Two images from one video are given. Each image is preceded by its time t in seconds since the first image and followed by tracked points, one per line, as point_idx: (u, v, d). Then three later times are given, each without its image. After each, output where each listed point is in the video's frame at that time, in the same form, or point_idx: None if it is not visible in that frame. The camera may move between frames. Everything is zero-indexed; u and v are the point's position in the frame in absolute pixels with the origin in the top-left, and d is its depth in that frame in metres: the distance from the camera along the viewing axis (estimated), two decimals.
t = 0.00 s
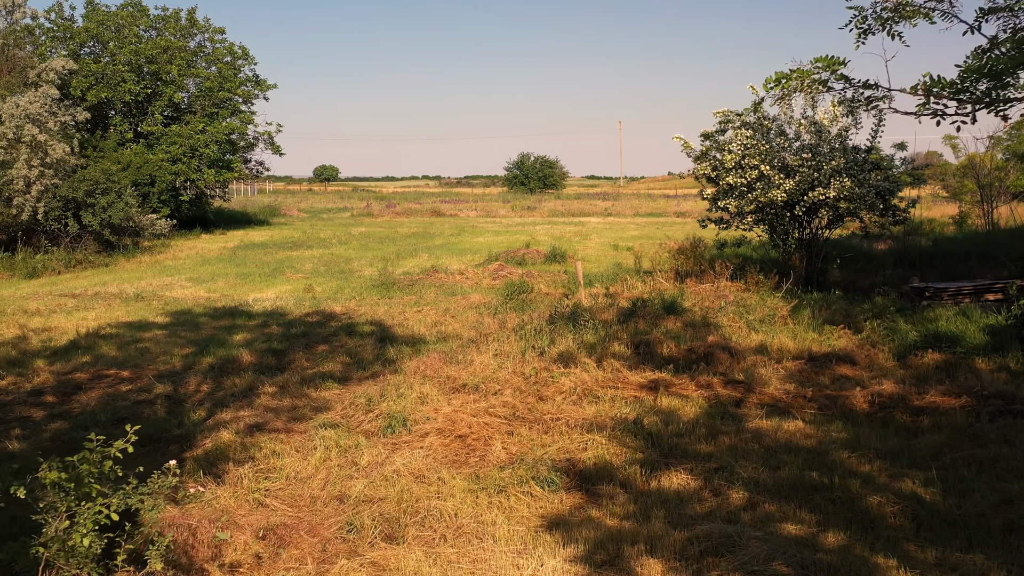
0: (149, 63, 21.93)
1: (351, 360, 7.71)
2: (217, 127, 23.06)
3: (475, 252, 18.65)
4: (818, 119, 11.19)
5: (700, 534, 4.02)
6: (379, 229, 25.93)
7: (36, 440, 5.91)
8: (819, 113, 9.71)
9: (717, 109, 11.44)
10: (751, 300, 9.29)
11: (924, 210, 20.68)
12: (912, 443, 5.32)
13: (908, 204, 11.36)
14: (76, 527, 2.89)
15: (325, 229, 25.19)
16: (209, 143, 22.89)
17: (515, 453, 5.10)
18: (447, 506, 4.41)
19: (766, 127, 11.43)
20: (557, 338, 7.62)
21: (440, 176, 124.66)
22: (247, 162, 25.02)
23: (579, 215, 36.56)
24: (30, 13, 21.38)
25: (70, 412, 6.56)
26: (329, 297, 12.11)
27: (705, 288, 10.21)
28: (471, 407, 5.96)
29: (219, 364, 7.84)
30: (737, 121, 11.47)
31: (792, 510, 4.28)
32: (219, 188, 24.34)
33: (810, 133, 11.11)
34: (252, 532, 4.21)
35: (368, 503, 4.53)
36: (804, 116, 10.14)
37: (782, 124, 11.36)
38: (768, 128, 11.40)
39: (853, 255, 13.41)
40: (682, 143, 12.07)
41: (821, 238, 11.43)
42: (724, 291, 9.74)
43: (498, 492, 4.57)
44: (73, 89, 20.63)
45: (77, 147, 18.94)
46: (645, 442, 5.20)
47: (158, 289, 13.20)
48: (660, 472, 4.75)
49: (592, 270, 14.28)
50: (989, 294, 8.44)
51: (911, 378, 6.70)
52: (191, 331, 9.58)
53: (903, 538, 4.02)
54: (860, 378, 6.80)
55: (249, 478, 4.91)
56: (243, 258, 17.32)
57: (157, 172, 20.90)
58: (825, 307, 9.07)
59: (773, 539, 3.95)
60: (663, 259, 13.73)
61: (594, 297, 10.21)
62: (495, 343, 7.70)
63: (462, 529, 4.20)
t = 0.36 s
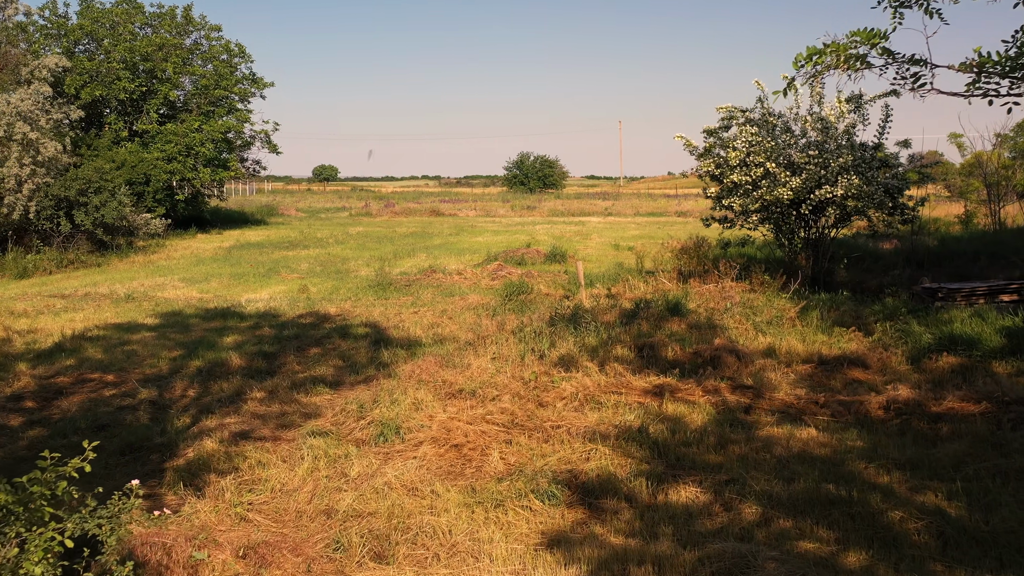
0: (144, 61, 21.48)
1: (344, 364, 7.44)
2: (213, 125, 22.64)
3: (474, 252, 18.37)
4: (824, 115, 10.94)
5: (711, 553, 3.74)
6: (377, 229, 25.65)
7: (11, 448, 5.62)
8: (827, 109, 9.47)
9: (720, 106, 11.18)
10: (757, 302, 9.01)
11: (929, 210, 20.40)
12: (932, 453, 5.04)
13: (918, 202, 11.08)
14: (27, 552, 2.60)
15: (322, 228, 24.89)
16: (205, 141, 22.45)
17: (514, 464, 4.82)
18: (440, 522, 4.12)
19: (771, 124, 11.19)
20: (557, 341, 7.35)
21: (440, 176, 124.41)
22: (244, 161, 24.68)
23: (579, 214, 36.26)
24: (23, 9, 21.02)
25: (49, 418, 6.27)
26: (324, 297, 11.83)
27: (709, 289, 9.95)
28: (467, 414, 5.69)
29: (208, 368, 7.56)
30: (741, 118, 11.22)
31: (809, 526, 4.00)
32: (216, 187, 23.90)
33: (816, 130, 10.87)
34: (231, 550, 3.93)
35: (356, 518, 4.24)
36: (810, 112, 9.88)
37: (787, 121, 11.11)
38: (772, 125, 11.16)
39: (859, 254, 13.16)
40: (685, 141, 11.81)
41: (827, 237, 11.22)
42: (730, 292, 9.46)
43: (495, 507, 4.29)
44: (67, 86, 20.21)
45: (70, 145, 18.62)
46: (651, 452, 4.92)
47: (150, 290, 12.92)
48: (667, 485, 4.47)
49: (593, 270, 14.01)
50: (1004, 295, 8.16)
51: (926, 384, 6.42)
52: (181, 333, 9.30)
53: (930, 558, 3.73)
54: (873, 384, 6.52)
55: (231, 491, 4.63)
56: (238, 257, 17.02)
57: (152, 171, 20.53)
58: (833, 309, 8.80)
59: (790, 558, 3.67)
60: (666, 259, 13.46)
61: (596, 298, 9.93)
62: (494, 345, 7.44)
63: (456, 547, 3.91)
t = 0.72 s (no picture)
0: (138, 59, 20.86)
1: (337, 368, 7.16)
2: (209, 124, 22.02)
3: (472, 252, 18.09)
4: (832, 111, 10.66)
5: None
6: (375, 229, 25.37)
7: None
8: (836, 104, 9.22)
9: (724, 102, 10.91)
10: (764, 304, 8.74)
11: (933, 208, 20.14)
12: (954, 464, 4.76)
13: (927, 200, 10.82)
14: None
15: (319, 228, 24.59)
16: (200, 140, 21.87)
17: (512, 477, 4.54)
18: (433, 541, 3.84)
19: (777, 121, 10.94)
20: (558, 344, 7.07)
21: (439, 175, 124.09)
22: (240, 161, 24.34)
23: (579, 214, 36.00)
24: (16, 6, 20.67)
25: (26, 426, 5.98)
26: (318, 298, 11.55)
27: (714, 290, 9.68)
28: (464, 422, 5.42)
29: (195, 372, 7.27)
30: (747, 114, 10.97)
31: (829, 546, 3.72)
32: (212, 187, 23.32)
33: (823, 126, 10.59)
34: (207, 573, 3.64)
35: (343, 538, 3.96)
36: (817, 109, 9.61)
37: (793, 116, 10.84)
38: (778, 121, 10.88)
39: (865, 254, 12.92)
40: (687, 138, 11.54)
41: (835, 237, 11.01)
42: (735, 293, 9.18)
43: (492, 524, 4.01)
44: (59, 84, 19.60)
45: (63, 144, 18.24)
46: (657, 464, 4.63)
47: (141, 290, 12.63)
48: (675, 500, 4.19)
49: (594, 270, 13.74)
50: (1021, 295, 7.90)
51: (943, 389, 6.16)
52: (170, 335, 9.01)
53: None
54: (887, 390, 6.25)
55: (211, 507, 4.35)
56: (232, 257, 16.71)
57: (147, 170, 20.08)
58: (842, 310, 8.53)
59: None
60: (668, 259, 13.20)
61: (597, 299, 9.66)
62: (492, 349, 7.17)
63: (449, 569, 3.63)
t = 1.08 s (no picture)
0: (132, 56, 20.14)
1: (328, 374, 6.85)
2: (205, 121, 21.21)
3: (471, 252, 17.77)
4: (840, 107, 10.43)
5: None
6: (373, 228, 25.05)
7: None
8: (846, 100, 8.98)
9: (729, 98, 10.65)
10: (773, 306, 8.42)
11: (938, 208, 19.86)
12: (984, 479, 4.45)
13: (939, 198, 10.53)
14: None
15: (317, 228, 24.26)
16: (195, 138, 21.07)
17: (511, 494, 4.23)
18: (425, 568, 3.51)
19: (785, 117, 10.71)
20: (560, 348, 6.76)
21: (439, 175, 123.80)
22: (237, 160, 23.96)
23: (580, 213, 35.69)
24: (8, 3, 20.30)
25: None
26: (312, 300, 11.23)
27: (722, 291, 9.37)
28: (461, 432, 5.11)
29: (179, 377, 6.95)
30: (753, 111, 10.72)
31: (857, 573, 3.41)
32: (208, 185, 22.57)
33: (832, 123, 10.37)
34: None
35: (326, 564, 3.63)
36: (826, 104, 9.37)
37: (800, 113, 10.60)
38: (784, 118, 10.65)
39: (874, 254, 12.65)
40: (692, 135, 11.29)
41: (843, 236, 10.77)
42: (743, 294, 8.87)
43: (489, 548, 3.69)
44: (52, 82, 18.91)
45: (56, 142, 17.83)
46: (667, 480, 4.32)
47: (131, 290, 12.31)
48: (688, 521, 3.87)
49: (595, 270, 13.42)
50: None
51: (965, 396, 5.85)
52: (156, 339, 8.69)
53: None
54: (905, 398, 5.94)
55: (186, 528, 4.03)
56: (226, 257, 16.35)
57: (141, 169, 19.38)
58: (854, 313, 8.23)
59: None
60: (672, 260, 12.91)
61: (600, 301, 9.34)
62: (491, 353, 6.87)
63: None
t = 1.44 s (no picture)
0: (119, 51, 18.78)
1: (305, 396, 6.11)
2: (194, 119, 19.80)
3: (470, 255, 16.97)
4: (866, 99, 9.79)
5: None
6: (369, 230, 24.29)
7: None
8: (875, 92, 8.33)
9: (745, 92, 9.99)
10: (798, 318, 7.67)
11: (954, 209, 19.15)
12: None
13: (972, 198, 9.79)
14: None
15: (311, 229, 23.54)
16: (184, 136, 19.69)
17: (509, 558, 3.48)
18: None
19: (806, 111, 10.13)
20: (565, 368, 6.01)
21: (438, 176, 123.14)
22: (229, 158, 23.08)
23: (582, 214, 34.96)
24: None
25: None
26: (298, 307, 10.46)
27: (740, 302, 8.59)
28: (451, 473, 4.37)
29: (138, 398, 6.17)
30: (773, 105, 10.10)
31: None
32: (199, 184, 21.30)
33: (856, 116, 9.75)
34: None
35: None
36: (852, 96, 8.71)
37: (822, 106, 9.94)
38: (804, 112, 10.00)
39: (896, 258, 11.92)
40: (704, 131, 10.57)
41: (868, 237, 10.13)
42: (765, 304, 8.12)
43: None
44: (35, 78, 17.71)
45: (38, 141, 16.93)
46: (698, 539, 3.56)
47: (106, 295, 11.50)
48: None
49: (600, 275, 12.67)
50: None
51: None
52: (122, 352, 7.90)
53: None
54: (962, 427, 5.20)
55: None
56: (213, 259, 15.54)
57: (128, 167, 18.11)
58: (888, 326, 7.49)
59: None
60: (684, 266, 12.28)
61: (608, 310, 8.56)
62: (488, 372, 6.12)
63: None
